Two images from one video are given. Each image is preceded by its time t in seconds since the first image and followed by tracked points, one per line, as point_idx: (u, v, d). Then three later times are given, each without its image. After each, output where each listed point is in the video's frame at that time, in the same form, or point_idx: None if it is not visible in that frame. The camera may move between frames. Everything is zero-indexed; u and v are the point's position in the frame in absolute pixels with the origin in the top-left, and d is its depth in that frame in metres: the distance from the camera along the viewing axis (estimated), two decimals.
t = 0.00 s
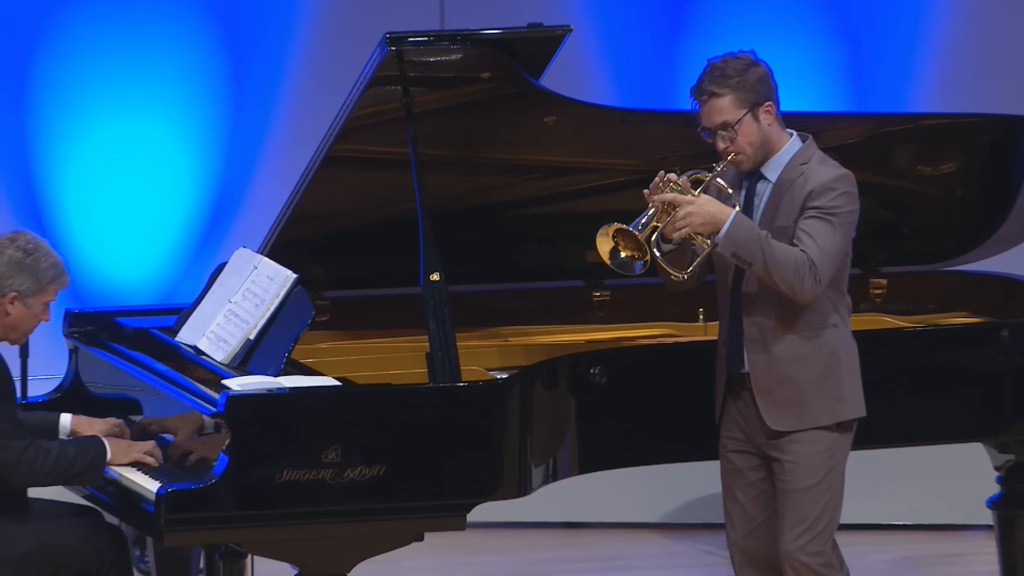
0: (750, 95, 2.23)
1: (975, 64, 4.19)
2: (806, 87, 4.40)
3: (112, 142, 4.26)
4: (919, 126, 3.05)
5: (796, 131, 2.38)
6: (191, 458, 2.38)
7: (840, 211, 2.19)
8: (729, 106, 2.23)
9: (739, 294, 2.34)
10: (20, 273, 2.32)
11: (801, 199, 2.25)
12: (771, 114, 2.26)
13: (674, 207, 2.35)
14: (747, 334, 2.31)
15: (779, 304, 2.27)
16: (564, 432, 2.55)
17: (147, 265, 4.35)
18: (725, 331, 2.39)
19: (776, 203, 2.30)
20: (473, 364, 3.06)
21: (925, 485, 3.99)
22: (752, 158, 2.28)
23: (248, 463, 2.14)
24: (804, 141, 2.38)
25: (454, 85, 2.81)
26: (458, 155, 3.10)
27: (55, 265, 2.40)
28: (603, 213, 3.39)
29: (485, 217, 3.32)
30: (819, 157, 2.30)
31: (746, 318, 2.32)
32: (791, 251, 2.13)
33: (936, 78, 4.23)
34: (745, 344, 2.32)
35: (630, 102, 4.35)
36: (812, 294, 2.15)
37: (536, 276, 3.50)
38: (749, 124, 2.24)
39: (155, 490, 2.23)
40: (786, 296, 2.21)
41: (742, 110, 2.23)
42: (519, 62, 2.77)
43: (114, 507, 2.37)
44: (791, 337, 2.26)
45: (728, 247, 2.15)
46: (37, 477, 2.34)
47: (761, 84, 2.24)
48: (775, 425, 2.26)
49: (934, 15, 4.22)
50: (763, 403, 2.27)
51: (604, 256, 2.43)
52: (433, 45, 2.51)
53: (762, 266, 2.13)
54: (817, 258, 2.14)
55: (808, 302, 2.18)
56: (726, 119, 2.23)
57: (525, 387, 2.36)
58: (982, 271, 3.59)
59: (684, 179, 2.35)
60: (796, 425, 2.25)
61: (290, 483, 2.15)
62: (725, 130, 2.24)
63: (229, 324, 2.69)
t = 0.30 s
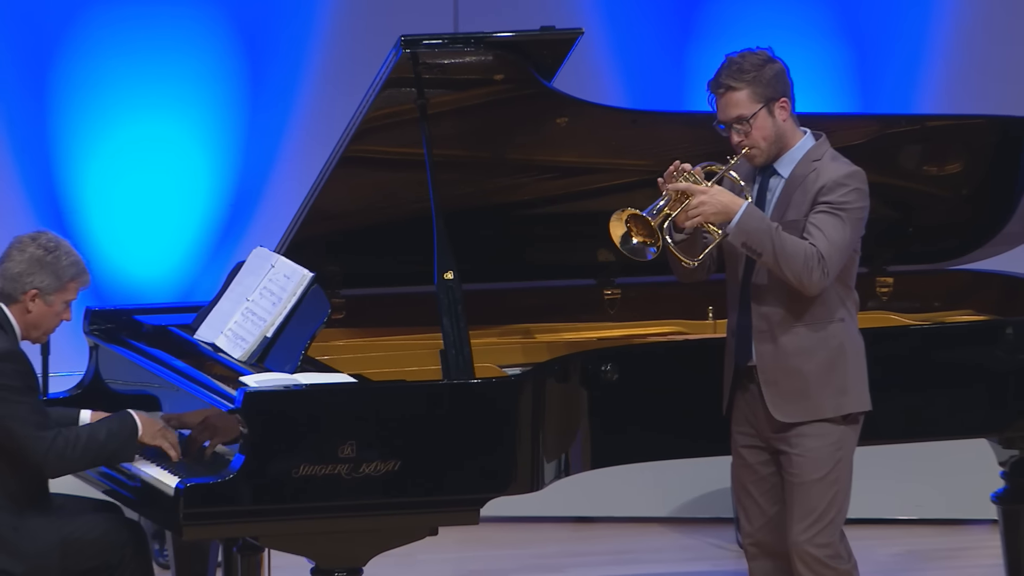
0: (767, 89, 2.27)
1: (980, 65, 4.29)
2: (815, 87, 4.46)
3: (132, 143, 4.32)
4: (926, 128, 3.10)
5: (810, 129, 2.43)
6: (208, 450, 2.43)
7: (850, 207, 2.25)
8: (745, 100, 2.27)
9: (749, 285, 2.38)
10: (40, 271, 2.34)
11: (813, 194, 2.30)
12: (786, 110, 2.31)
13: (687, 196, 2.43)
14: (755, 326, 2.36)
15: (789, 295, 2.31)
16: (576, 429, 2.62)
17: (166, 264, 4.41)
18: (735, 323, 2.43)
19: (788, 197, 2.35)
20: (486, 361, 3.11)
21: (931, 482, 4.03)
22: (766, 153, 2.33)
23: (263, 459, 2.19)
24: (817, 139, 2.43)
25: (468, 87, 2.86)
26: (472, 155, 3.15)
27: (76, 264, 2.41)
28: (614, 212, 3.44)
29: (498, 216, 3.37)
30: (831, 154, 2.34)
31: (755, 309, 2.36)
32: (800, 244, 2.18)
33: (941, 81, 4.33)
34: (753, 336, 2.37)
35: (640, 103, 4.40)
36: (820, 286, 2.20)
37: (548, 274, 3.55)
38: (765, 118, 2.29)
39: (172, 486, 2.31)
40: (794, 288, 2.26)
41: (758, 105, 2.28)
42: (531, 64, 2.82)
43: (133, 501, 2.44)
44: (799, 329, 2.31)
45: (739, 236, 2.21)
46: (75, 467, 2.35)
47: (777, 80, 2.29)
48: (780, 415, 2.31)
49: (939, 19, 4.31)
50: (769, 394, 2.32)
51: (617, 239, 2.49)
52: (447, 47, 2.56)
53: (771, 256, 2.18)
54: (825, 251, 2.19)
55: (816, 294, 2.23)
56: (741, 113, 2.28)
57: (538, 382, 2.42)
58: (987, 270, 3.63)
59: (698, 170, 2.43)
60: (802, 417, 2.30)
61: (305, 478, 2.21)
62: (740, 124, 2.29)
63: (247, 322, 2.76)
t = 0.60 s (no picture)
0: (778, 88, 2.32)
1: (981, 69, 4.41)
2: (821, 87, 4.52)
3: (149, 142, 4.39)
4: (929, 129, 3.13)
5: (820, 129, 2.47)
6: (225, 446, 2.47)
7: (858, 205, 2.30)
8: (757, 98, 2.32)
9: (757, 279, 2.43)
10: (62, 269, 2.37)
11: (821, 191, 2.35)
12: (797, 109, 2.36)
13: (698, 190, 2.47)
14: (762, 321, 2.41)
15: (796, 290, 2.36)
16: (586, 424, 2.67)
17: (182, 262, 4.48)
18: (742, 316, 2.48)
19: (798, 194, 2.40)
20: (497, 358, 3.17)
21: (936, 478, 4.08)
22: (776, 150, 2.38)
23: (277, 456, 2.24)
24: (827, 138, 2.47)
25: (480, 89, 2.91)
26: (484, 156, 3.20)
27: (95, 263, 2.44)
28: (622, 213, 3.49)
29: (508, 216, 3.43)
30: (841, 153, 2.39)
31: (763, 303, 2.41)
32: (807, 239, 2.23)
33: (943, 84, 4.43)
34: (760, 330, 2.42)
35: (649, 104, 4.46)
36: (825, 282, 2.25)
37: (558, 273, 3.61)
38: (775, 116, 2.34)
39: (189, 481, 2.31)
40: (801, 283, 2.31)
41: (769, 103, 2.32)
42: (542, 67, 2.87)
43: (149, 496, 2.41)
44: (806, 324, 2.35)
45: (747, 231, 2.25)
46: (60, 475, 2.35)
47: (789, 79, 2.33)
48: (784, 408, 2.36)
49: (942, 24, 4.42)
50: (775, 387, 2.37)
51: (627, 230, 2.56)
52: (459, 50, 2.62)
53: (779, 251, 2.23)
54: (832, 247, 2.25)
55: (822, 290, 2.29)
56: (752, 111, 2.33)
57: (548, 380, 2.48)
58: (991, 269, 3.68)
59: (708, 165, 2.47)
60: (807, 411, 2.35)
61: (320, 473, 2.26)
62: (751, 121, 2.34)
63: (261, 320, 2.82)
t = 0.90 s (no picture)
0: (787, 86, 2.37)
1: (982, 71, 4.47)
2: (824, 87, 4.55)
3: (164, 140, 4.46)
4: (931, 129, 3.18)
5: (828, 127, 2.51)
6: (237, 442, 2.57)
7: (862, 202, 2.34)
8: (765, 95, 2.37)
9: (763, 273, 2.48)
10: (82, 268, 2.42)
11: (827, 188, 2.40)
12: (805, 106, 2.40)
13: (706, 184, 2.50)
14: (768, 315, 2.46)
15: (801, 284, 2.41)
16: (594, 420, 2.70)
17: (195, 259, 4.54)
18: (747, 309, 2.53)
19: (804, 190, 2.45)
20: (506, 354, 3.21)
21: (940, 473, 4.13)
22: (784, 147, 2.42)
23: (290, 451, 2.30)
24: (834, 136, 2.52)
25: (489, 90, 2.96)
26: (493, 156, 3.25)
27: (113, 261, 2.49)
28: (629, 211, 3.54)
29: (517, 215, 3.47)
30: (847, 151, 2.44)
31: (768, 297, 2.46)
32: (812, 235, 2.28)
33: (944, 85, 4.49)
34: (766, 324, 2.47)
35: (655, 104, 4.51)
36: (830, 277, 2.30)
37: (566, 270, 3.66)
38: (783, 114, 2.38)
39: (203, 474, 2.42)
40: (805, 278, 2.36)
41: (777, 100, 2.37)
42: (550, 69, 2.93)
43: (164, 489, 2.54)
44: (811, 318, 2.40)
45: (753, 226, 2.30)
46: (70, 473, 2.37)
47: (798, 77, 2.38)
48: (788, 401, 2.41)
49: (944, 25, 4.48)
50: (779, 379, 2.43)
51: (636, 222, 2.60)
52: (469, 51, 2.67)
53: (784, 246, 2.28)
54: (836, 243, 2.29)
55: (827, 284, 2.33)
56: (761, 107, 2.37)
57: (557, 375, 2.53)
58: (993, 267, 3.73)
59: (716, 160, 2.51)
60: (810, 404, 2.40)
61: (332, 467, 2.32)
62: (759, 118, 2.38)
63: (275, 317, 2.88)
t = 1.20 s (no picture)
0: (794, 82, 2.41)
1: (984, 71, 4.49)
2: (827, 86, 4.59)
3: (177, 137, 4.52)
4: (932, 129, 3.22)
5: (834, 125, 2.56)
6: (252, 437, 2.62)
7: (866, 199, 2.39)
8: (773, 90, 2.41)
9: (768, 267, 2.52)
10: (104, 272, 2.48)
11: (832, 184, 2.44)
12: (812, 103, 2.45)
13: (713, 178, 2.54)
14: (772, 309, 2.50)
15: (805, 280, 2.44)
16: (600, 416, 2.76)
17: (208, 254, 4.60)
18: (752, 302, 2.58)
19: (809, 186, 2.49)
20: (513, 351, 3.27)
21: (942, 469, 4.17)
22: (790, 142, 2.45)
23: (304, 444, 2.36)
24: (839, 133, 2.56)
25: (497, 91, 3.01)
26: (501, 156, 3.30)
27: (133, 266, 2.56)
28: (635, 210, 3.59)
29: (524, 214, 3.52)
30: (852, 149, 2.48)
31: (773, 291, 2.50)
32: (817, 231, 2.32)
33: (946, 86, 4.52)
34: (770, 317, 2.51)
35: (660, 104, 4.55)
36: (833, 272, 2.34)
37: (573, 268, 3.71)
38: (790, 109, 2.42)
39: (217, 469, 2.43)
40: (809, 273, 2.40)
41: (785, 96, 2.41)
42: (558, 70, 2.98)
43: (178, 484, 2.53)
44: (814, 313, 2.44)
45: (759, 221, 2.34)
46: (85, 467, 2.42)
47: (806, 75, 2.42)
48: (792, 394, 2.46)
49: (946, 26, 4.50)
50: (784, 372, 2.48)
51: (643, 216, 2.64)
52: (478, 53, 2.72)
53: (788, 241, 2.32)
54: (840, 239, 2.34)
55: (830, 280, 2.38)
56: (769, 103, 2.41)
57: (566, 370, 2.58)
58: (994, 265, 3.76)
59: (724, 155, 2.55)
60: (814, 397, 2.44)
61: (343, 462, 2.37)
62: (767, 113, 2.42)
63: (287, 314, 2.93)
